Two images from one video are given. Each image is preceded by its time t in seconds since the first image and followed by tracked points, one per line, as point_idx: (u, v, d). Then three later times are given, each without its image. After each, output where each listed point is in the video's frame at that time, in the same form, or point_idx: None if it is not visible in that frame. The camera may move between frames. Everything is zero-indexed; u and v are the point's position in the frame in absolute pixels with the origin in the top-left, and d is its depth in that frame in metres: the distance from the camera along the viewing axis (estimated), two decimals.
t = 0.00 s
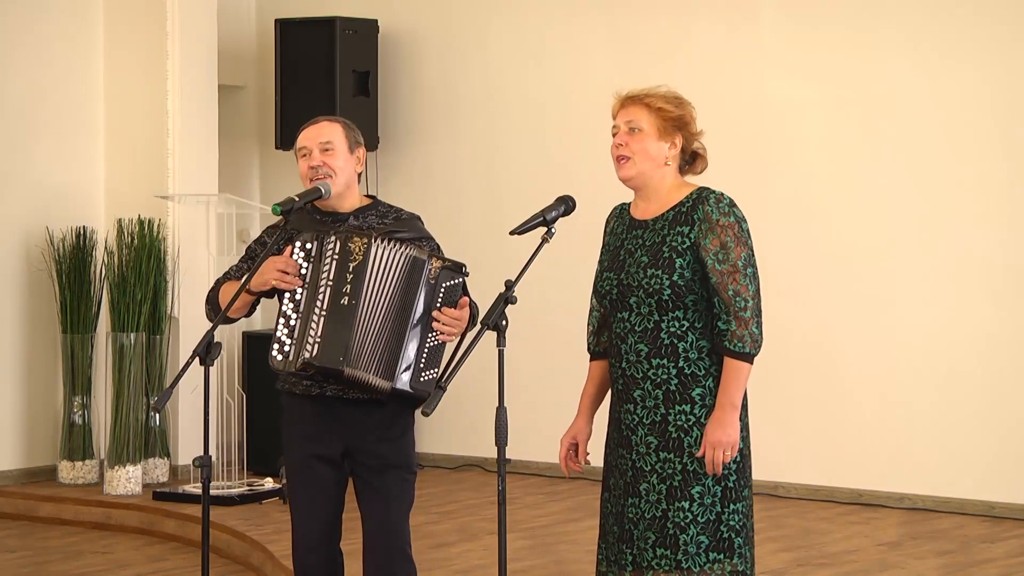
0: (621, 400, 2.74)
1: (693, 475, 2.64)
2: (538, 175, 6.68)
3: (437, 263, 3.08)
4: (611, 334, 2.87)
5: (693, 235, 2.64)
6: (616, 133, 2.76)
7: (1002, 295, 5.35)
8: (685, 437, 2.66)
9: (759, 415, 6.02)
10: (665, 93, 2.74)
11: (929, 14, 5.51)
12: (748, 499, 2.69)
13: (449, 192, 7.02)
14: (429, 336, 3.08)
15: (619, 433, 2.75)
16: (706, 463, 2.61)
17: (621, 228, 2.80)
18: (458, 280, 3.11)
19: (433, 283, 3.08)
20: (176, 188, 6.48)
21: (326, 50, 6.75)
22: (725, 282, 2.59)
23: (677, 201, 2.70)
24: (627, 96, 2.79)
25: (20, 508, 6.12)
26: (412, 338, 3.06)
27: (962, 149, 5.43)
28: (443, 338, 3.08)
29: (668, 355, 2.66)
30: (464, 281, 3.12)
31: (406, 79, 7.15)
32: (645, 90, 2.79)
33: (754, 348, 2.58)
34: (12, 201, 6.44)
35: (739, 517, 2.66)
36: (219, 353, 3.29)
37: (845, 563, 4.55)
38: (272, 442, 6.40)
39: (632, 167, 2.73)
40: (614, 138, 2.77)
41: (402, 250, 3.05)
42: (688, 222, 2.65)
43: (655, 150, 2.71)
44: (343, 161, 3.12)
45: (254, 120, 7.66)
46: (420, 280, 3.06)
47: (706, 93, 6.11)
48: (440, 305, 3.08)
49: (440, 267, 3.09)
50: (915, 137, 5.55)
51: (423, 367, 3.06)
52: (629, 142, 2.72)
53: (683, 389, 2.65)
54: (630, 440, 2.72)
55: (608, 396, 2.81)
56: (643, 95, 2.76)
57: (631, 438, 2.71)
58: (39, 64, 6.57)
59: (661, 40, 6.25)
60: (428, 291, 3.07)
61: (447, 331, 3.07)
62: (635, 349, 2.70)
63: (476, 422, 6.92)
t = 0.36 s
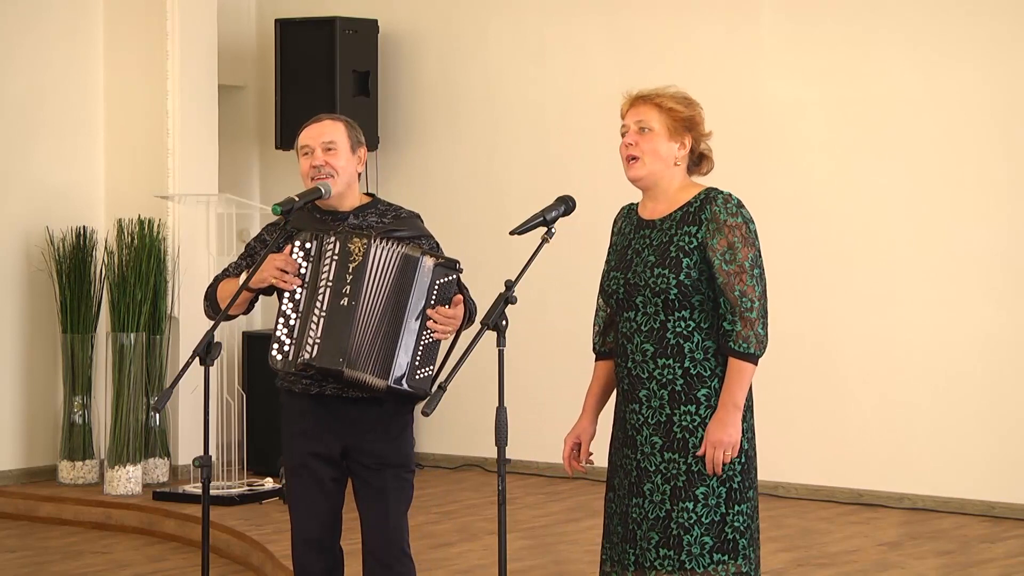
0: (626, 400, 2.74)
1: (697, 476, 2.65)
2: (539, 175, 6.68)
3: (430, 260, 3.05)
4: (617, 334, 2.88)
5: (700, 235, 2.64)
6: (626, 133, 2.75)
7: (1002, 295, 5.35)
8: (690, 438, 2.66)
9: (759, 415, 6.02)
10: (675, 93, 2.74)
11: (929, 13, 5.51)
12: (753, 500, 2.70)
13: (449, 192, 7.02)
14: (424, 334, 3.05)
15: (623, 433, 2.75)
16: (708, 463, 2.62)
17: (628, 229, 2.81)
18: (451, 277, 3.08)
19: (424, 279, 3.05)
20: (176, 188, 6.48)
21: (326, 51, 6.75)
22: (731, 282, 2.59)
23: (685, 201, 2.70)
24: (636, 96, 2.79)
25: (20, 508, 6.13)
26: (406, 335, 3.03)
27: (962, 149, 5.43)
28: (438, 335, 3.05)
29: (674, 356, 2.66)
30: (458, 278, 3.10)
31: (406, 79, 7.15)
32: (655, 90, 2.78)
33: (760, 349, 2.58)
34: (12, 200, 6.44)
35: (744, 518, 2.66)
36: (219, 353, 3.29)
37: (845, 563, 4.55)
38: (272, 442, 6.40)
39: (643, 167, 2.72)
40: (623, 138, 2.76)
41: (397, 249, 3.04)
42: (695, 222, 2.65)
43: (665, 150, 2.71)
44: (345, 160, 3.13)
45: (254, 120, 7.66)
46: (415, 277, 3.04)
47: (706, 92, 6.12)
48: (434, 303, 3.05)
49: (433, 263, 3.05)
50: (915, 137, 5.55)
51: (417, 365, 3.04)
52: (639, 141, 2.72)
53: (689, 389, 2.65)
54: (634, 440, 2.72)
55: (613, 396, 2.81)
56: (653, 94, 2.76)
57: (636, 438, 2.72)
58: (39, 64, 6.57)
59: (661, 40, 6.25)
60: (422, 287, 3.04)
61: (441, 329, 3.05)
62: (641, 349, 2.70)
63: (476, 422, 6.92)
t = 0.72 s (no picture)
0: (629, 400, 2.74)
1: (699, 476, 2.65)
2: (538, 175, 6.68)
3: (420, 245, 3.06)
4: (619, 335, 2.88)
5: (703, 234, 2.65)
6: (626, 135, 2.75)
7: (1002, 294, 5.35)
8: (693, 438, 2.65)
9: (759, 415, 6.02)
10: (673, 93, 2.74)
11: (929, 13, 5.51)
12: (754, 500, 2.69)
13: (449, 193, 7.02)
14: (415, 316, 3.05)
15: (626, 433, 2.75)
16: (715, 462, 2.61)
17: (629, 230, 2.81)
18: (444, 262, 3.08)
19: (416, 264, 3.06)
20: (176, 188, 6.48)
21: (326, 50, 6.75)
22: (734, 282, 2.59)
23: (688, 201, 2.70)
24: (634, 97, 2.78)
25: (20, 507, 6.12)
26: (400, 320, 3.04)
27: (962, 149, 5.43)
28: (430, 319, 3.05)
29: (677, 355, 2.66)
30: (449, 263, 3.10)
31: (406, 79, 7.16)
32: (653, 90, 2.78)
33: (764, 348, 2.58)
34: (13, 200, 6.45)
35: (745, 519, 2.66)
36: (218, 353, 3.29)
37: (845, 563, 4.55)
38: (272, 442, 6.40)
39: (645, 167, 2.72)
40: (623, 139, 2.76)
41: (388, 236, 3.06)
42: (698, 222, 2.66)
43: (666, 150, 2.71)
44: (338, 166, 3.14)
45: (254, 120, 7.66)
46: (406, 262, 3.06)
47: (706, 92, 6.11)
48: (426, 286, 3.05)
49: (424, 249, 3.06)
50: (915, 137, 5.55)
51: (411, 347, 3.04)
52: (641, 142, 2.71)
53: (692, 389, 2.65)
54: (637, 440, 2.72)
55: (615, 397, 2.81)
56: (652, 95, 2.76)
57: (639, 438, 2.71)
58: (40, 64, 6.57)
59: (661, 40, 6.25)
60: (412, 271, 3.05)
61: (433, 313, 3.05)
62: (643, 349, 2.70)
63: (476, 422, 6.92)
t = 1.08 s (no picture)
0: (626, 400, 2.74)
1: (697, 476, 2.65)
2: (538, 175, 6.68)
3: (413, 236, 3.08)
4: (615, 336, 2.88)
5: (699, 234, 2.65)
6: (619, 137, 2.75)
7: (1001, 294, 5.35)
8: (690, 437, 2.65)
9: (759, 415, 6.02)
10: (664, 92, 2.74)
11: (929, 13, 5.51)
12: (751, 499, 2.70)
13: (449, 193, 7.02)
14: (407, 305, 3.05)
15: (623, 433, 2.75)
16: (712, 460, 2.61)
17: (624, 230, 2.82)
18: (436, 252, 3.08)
19: (409, 255, 3.06)
20: (176, 188, 6.48)
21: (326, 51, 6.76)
22: (731, 281, 2.59)
23: (683, 201, 2.70)
24: (627, 98, 2.79)
25: (20, 507, 6.12)
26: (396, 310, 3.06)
27: (962, 149, 5.43)
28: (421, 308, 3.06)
29: (674, 354, 2.66)
30: (441, 254, 3.10)
31: (406, 79, 7.16)
32: (645, 91, 2.78)
33: (760, 347, 2.60)
34: (13, 200, 6.45)
35: (743, 518, 2.66)
36: (218, 353, 3.29)
37: (845, 562, 4.55)
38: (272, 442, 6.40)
39: (639, 169, 2.72)
40: (617, 140, 2.76)
41: (383, 226, 3.08)
42: (694, 222, 2.66)
43: (660, 150, 2.71)
44: (333, 163, 3.15)
45: (254, 120, 7.66)
46: (399, 252, 3.07)
47: (706, 92, 6.11)
48: (418, 276, 3.06)
49: (416, 239, 3.08)
50: (915, 137, 5.55)
51: (402, 335, 3.04)
52: (633, 144, 2.72)
53: (689, 389, 2.65)
54: (634, 440, 2.72)
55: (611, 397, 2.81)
56: (644, 95, 2.76)
57: (636, 438, 2.71)
58: (40, 64, 6.57)
59: (661, 40, 6.25)
60: (406, 262, 3.07)
61: (425, 304, 3.06)
62: (640, 348, 2.70)
63: (476, 422, 6.92)
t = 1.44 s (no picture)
0: (616, 400, 2.73)
1: (689, 475, 2.65)
2: (538, 175, 6.68)
3: (421, 254, 3.05)
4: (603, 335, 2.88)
5: (689, 233, 2.65)
6: (611, 135, 2.75)
7: (1001, 294, 5.34)
8: (682, 436, 2.66)
9: (759, 415, 6.02)
10: (657, 92, 2.74)
11: (929, 13, 5.50)
12: (742, 498, 2.70)
13: (449, 193, 7.02)
14: (406, 325, 3.03)
15: (613, 433, 2.74)
16: (701, 459, 2.62)
17: (613, 230, 2.81)
18: (442, 272, 3.07)
19: (415, 272, 3.04)
20: (176, 188, 6.48)
21: (326, 51, 6.76)
22: (721, 280, 2.59)
23: (675, 200, 2.70)
24: (619, 97, 2.78)
25: (20, 507, 6.13)
26: (396, 325, 3.03)
27: (962, 149, 5.43)
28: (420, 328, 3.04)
29: (665, 354, 2.66)
30: (449, 275, 3.10)
31: (406, 79, 7.16)
32: (636, 90, 2.78)
33: (750, 346, 2.59)
34: (13, 200, 6.45)
35: (735, 516, 2.67)
36: (218, 353, 3.28)
37: (845, 563, 4.54)
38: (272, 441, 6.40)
39: (631, 168, 2.72)
40: (608, 139, 2.75)
41: (385, 240, 3.05)
42: (684, 221, 2.66)
43: (652, 150, 2.71)
44: (332, 163, 3.15)
45: (255, 120, 7.66)
46: (403, 267, 3.04)
47: (705, 92, 6.11)
48: (423, 296, 3.04)
49: (425, 257, 3.06)
50: (915, 137, 5.55)
51: (398, 353, 3.02)
52: (626, 143, 2.71)
53: (680, 387, 2.66)
54: (625, 439, 2.71)
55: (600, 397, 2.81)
56: (636, 94, 2.75)
57: (626, 438, 2.71)
58: (40, 64, 6.57)
59: (661, 40, 6.25)
60: (410, 278, 3.04)
61: (423, 323, 3.04)
62: (631, 349, 2.70)
63: (476, 422, 6.92)
